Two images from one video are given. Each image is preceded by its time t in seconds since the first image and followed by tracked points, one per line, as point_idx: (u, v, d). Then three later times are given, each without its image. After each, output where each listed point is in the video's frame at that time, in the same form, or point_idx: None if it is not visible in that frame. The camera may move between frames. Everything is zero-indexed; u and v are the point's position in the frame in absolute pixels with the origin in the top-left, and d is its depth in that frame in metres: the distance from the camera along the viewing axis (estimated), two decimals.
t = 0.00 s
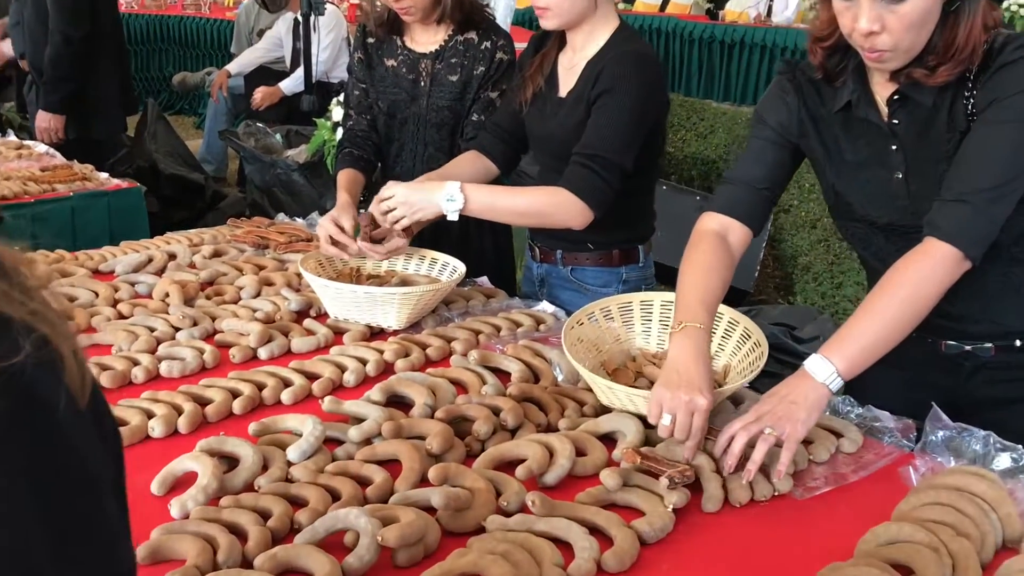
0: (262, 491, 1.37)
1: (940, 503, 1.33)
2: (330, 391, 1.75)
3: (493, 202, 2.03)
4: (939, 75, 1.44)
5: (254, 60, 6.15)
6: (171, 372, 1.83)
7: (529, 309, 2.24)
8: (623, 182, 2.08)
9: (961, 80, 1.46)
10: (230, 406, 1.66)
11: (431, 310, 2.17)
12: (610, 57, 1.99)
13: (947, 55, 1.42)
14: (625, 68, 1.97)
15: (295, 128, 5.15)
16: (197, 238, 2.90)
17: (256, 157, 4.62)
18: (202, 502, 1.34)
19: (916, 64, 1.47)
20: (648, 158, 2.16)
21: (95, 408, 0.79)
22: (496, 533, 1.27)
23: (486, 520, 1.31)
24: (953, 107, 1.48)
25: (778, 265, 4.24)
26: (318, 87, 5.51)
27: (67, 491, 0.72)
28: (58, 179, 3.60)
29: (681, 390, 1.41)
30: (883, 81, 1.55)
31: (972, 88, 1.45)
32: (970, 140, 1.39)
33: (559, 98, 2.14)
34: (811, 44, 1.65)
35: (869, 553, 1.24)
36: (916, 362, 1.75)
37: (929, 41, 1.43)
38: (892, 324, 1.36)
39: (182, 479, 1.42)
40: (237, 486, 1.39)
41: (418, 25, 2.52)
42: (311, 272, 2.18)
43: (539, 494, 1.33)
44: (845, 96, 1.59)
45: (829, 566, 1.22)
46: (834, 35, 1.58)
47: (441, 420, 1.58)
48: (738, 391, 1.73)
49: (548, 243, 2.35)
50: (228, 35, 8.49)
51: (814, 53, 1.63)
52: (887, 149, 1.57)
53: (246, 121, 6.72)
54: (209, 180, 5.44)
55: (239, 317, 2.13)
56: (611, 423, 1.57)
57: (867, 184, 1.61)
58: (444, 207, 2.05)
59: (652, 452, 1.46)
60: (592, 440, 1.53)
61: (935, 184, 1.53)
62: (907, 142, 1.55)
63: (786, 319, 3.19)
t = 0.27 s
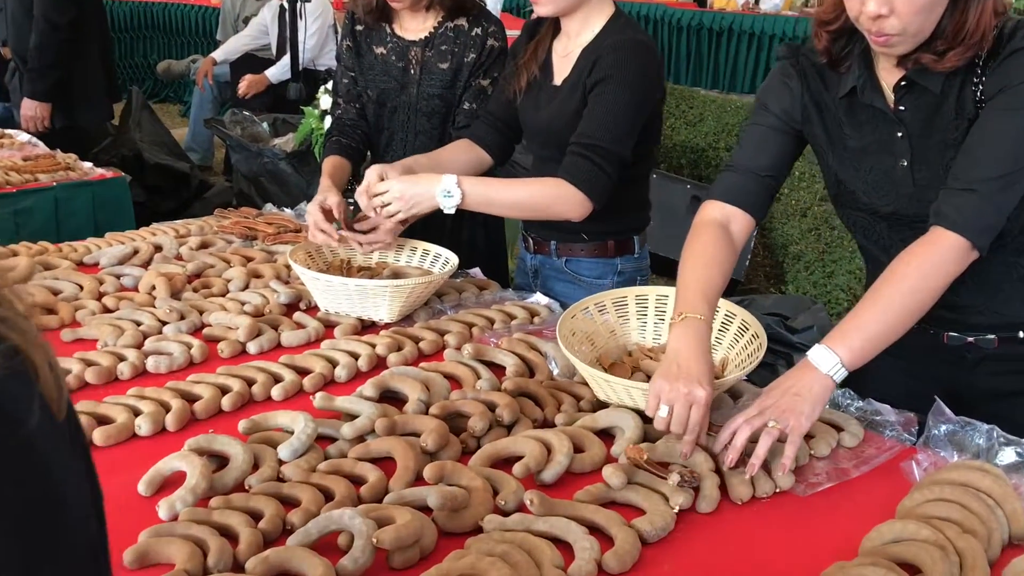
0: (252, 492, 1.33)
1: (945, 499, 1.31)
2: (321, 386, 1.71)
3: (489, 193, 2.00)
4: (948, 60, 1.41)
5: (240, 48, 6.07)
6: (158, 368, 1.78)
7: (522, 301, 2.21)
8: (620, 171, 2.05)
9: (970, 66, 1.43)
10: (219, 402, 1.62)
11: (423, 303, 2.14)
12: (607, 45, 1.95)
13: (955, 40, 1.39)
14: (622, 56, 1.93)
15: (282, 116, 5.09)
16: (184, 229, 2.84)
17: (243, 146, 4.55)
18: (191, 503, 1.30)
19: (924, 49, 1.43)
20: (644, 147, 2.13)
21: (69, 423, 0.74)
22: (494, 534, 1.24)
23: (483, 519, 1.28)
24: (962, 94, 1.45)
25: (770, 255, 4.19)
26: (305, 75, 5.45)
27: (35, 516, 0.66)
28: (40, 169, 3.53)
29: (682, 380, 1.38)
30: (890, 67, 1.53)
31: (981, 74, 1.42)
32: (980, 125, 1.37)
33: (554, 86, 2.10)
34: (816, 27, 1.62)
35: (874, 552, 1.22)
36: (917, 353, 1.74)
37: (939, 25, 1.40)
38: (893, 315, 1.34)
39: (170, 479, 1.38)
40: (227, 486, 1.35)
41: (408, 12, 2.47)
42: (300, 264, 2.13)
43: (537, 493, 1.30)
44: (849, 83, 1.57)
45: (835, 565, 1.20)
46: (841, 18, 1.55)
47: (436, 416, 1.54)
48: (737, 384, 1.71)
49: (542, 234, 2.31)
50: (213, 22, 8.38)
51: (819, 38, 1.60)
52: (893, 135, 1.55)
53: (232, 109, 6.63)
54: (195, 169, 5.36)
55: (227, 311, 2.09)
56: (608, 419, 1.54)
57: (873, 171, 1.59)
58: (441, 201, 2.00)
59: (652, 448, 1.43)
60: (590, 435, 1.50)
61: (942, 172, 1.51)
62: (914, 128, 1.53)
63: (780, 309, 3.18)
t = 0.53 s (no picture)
0: (235, 489, 1.29)
1: (947, 491, 1.29)
2: (306, 379, 1.67)
3: (479, 182, 1.95)
4: (956, 36, 1.38)
5: (223, 34, 5.97)
6: (138, 361, 1.73)
7: (512, 290, 2.17)
8: (611, 158, 2.01)
9: (982, 41, 1.41)
10: (201, 396, 1.57)
11: (411, 292, 2.09)
12: (596, 28, 1.90)
13: (963, 14, 1.36)
14: (612, 39, 1.88)
15: (266, 103, 5.01)
16: (165, 218, 2.78)
17: (227, 133, 4.48)
18: (172, 502, 1.25)
19: (931, 25, 1.41)
20: (635, 133, 2.08)
21: (13, 421, 0.68)
22: (485, 531, 1.20)
23: (474, 516, 1.24)
24: (976, 70, 1.42)
25: (760, 241, 4.16)
26: (289, 61, 5.36)
27: None
28: (18, 157, 3.45)
29: (647, 311, 1.35)
30: (896, 42, 1.49)
31: (995, 48, 1.40)
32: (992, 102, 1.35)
33: (542, 70, 2.05)
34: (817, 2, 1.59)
35: (875, 547, 1.20)
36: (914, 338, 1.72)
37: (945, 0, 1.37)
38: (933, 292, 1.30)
39: (151, 476, 1.34)
40: (208, 484, 1.31)
41: None
42: (283, 253, 2.09)
43: (529, 488, 1.26)
44: (851, 60, 1.53)
45: (836, 561, 1.17)
46: None
47: (425, 410, 1.50)
48: (732, 373, 1.68)
49: (531, 222, 2.27)
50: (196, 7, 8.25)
51: (820, 13, 1.58)
52: (898, 113, 1.51)
53: (215, 96, 6.53)
54: (178, 157, 5.28)
55: (209, 302, 2.04)
56: (601, 410, 1.50)
57: (878, 151, 1.55)
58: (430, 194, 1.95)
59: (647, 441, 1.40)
60: (583, 428, 1.46)
61: (948, 151, 1.48)
62: (920, 105, 1.48)
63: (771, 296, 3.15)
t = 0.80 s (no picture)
0: (215, 485, 1.24)
1: (950, 479, 1.26)
2: (290, 369, 1.62)
3: (471, 175, 1.91)
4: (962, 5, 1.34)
5: (208, 18, 5.87)
6: (116, 352, 1.68)
7: (502, 276, 2.13)
8: (602, 141, 1.96)
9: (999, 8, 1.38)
10: (181, 388, 1.53)
11: (398, 280, 2.05)
12: (585, 6, 1.85)
13: None
14: (602, 18, 1.83)
15: (252, 88, 4.93)
16: (147, 205, 2.72)
17: (211, 119, 4.40)
18: (149, 498, 1.20)
19: None
20: (625, 114, 2.03)
21: None
22: (474, 526, 1.16)
23: (464, 510, 1.20)
24: (993, 38, 1.39)
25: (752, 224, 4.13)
26: (275, 46, 5.28)
27: None
28: None
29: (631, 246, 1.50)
30: (900, 12, 1.47)
31: (1015, 15, 1.37)
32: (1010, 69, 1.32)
33: (529, 50, 2.00)
34: None
35: (877, 539, 1.17)
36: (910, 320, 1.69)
37: None
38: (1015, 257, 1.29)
39: (128, 472, 1.29)
40: (188, 479, 1.26)
41: None
42: (266, 240, 2.03)
43: (519, 481, 1.22)
44: (854, 30, 1.50)
45: (837, 553, 1.13)
46: None
47: (412, 400, 1.46)
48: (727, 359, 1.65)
49: (519, 206, 2.22)
50: None
51: None
52: (903, 84, 1.47)
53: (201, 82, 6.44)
54: (163, 144, 5.19)
55: (191, 291, 1.99)
56: (593, 399, 1.46)
57: (881, 125, 1.52)
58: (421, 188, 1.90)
59: (641, 430, 1.36)
60: (575, 418, 1.42)
61: (956, 122, 1.44)
62: (925, 76, 1.45)
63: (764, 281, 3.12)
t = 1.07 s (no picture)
0: (197, 474, 1.19)
1: (958, 463, 1.22)
2: (276, 353, 1.58)
3: (466, 155, 1.85)
4: None
5: None
6: (97, 336, 1.63)
7: (495, 256, 2.08)
8: (597, 116, 1.91)
9: None
10: (163, 373, 1.47)
11: (388, 260, 1.99)
12: None
13: None
14: None
15: (241, 66, 4.84)
16: (131, 184, 2.66)
17: (199, 97, 4.32)
18: (128, 488, 1.16)
19: None
20: (620, 88, 1.97)
21: None
22: (466, 515, 1.11)
23: (456, 498, 1.16)
24: None
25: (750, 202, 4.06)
26: (263, 22, 5.18)
27: None
28: None
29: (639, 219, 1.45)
30: None
31: None
32: None
33: (521, 21, 1.94)
34: None
35: (884, 526, 1.13)
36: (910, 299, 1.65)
37: None
38: None
39: (107, 462, 1.24)
40: (168, 468, 1.21)
41: None
42: (252, 220, 1.97)
43: (513, 468, 1.17)
44: None
45: (843, 542, 1.09)
46: None
47: (402, 384, 1.41)
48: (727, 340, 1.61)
49: (511, 184, 2.16)
50: None
51: None
52: (914, 45, 1.44)
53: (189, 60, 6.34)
54: (150, 123, 5.11)
55: (175, 272, 1.93)
56: (589, 381, 1.41)
57: (890, 90, 1.48)
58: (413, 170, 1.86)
59: (639, 414, 1.32)
60: (570, 402, 1.37)
61: (968, 84, 1.41)
62: (938, 37, 1.41)
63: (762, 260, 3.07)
